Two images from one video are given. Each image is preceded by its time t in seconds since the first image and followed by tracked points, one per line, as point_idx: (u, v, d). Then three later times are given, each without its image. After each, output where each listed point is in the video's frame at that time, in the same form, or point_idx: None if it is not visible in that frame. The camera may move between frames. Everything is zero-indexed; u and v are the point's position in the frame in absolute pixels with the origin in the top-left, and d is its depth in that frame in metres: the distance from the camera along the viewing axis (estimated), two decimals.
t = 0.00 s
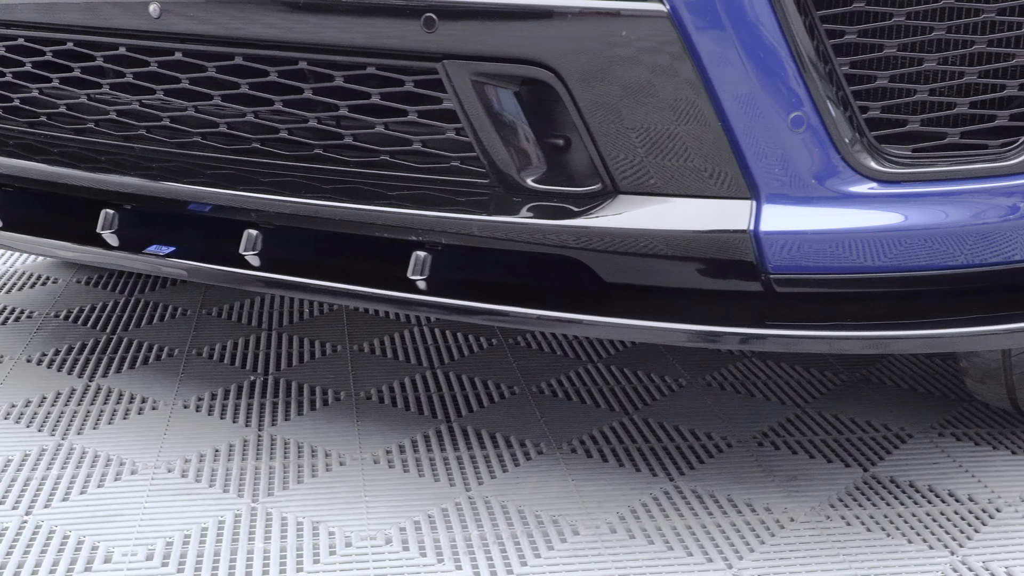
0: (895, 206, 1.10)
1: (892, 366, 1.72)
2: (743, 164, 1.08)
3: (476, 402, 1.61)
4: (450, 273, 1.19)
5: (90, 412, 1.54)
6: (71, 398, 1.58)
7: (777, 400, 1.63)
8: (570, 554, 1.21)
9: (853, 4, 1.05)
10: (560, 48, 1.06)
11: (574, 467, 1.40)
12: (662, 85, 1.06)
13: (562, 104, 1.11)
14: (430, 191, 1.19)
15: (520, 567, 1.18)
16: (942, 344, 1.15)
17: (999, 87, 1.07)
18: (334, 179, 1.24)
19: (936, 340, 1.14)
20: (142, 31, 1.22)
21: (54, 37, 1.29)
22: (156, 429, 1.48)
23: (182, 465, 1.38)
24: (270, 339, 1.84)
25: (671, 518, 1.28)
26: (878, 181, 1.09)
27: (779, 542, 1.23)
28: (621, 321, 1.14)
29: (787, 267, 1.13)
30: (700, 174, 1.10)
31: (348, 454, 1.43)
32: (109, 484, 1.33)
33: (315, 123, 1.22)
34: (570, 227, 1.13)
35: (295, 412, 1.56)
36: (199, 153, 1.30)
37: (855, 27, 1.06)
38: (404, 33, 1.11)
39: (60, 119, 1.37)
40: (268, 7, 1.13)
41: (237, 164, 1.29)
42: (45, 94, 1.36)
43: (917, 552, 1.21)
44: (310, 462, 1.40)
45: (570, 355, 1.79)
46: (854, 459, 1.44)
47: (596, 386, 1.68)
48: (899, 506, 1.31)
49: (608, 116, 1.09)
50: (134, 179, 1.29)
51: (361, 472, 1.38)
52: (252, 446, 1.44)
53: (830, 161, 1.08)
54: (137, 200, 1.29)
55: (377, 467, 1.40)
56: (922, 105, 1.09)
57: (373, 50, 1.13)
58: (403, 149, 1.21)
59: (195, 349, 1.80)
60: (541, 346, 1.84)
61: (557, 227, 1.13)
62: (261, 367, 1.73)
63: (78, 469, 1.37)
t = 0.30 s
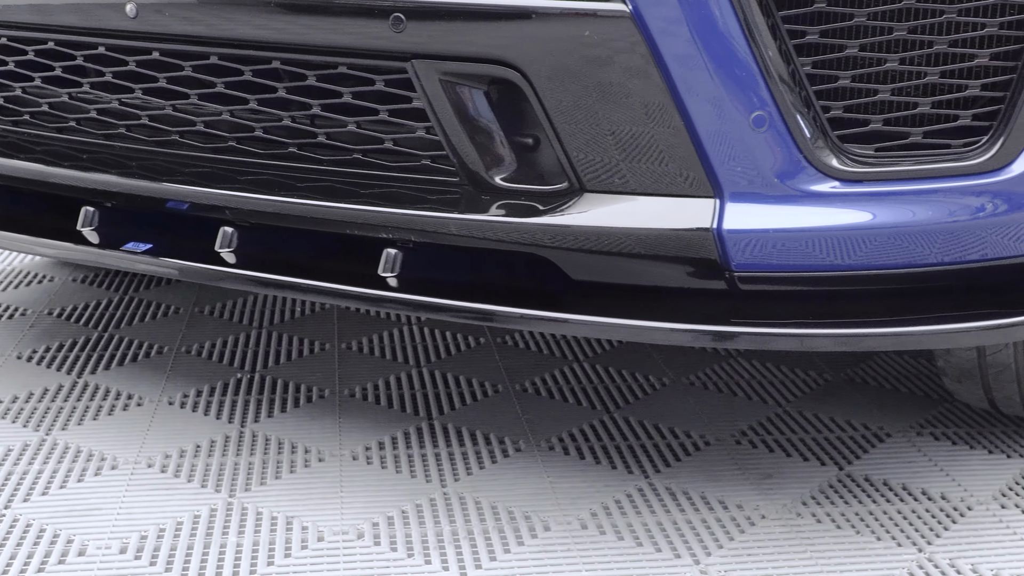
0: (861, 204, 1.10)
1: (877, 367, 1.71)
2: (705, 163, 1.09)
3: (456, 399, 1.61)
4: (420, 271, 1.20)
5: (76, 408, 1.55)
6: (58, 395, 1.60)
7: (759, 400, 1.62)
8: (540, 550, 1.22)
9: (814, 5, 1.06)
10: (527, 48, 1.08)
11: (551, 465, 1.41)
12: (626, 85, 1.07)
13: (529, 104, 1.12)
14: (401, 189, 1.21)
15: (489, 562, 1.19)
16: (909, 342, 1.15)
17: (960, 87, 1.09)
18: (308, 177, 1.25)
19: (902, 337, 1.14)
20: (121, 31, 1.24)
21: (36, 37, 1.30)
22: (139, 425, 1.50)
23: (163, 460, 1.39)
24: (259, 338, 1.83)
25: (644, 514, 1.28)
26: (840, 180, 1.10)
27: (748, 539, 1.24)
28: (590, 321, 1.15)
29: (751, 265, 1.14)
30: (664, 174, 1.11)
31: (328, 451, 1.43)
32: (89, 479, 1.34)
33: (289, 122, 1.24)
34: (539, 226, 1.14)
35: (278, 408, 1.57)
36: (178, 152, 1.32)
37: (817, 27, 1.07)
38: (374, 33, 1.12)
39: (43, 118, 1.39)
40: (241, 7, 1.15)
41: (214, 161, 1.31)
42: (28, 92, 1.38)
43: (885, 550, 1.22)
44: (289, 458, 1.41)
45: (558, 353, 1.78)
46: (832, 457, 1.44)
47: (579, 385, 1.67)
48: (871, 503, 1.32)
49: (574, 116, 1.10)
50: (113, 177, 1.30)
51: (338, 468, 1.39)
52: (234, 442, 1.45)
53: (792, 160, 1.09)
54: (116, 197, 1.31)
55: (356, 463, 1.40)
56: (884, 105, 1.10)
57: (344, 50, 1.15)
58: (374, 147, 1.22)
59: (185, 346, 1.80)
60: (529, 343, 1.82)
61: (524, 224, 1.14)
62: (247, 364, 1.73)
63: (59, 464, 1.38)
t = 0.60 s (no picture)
0: (825, 203, 1.12)
1: (862, 366, 1.71)
2: (670, 162, 1.11)
3: (439, 396, 1.60)
4: (393, 265, 1.22)
5: (62, 403, 1.57)
6: (45, 390, 1.61)
7: (741, 398, 1.61)
8: (511, 546, 1.22)
9: (778, 5, 1.07)
10: (493, 48, 1.09)
11: (530, 461, 1.41)
12: (591, 85, 1.08)
13: (498, 104, 1.13)
14: (373, 187, 1.22)
15: (458, 556, 1.20)
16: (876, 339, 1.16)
17: (923, 87, 1.11)
18: (283, 175, 1.26)
19: (867, 335, 1.15)
20: (99, 31, 1.25)
21: (18, 36, 1.32)
22: (124, 421, 1.51)
23: (145, 456, 1.41)
24: (250, 337, 1.82)
25: (618, 511, 1.29)
26: (804, 180, 1.12)
27: (718, 535, 1.24)
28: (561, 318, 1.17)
29: (716, 262, 1.15)
30: (629, 173, 1.13)
31: (309, 447, 1.44)
32: (70, 473, 1.35)
33: (264, 120, 1.25)
34: (508, 225, 1.15)
35: (262, 403, 1.58)
36: (157, 151, 1.34)
37: (781, 27, 1.08)
38: (344, 33, 1.13)
39: (27, 117, 1.41)
40: (214, 7, 1.16)
41: (192, 160, 1.32)
42: (12, 91, 1.39)
43: (853, 547, 1.22)
44: (269, 454, 1.42)
45: (547, 353, 1.76)
46: (808, 455, 1.44)
47: (564, 382, 1.66)
48: (844, 501, 1.32)
49: (540, 115, 1.12)
50: (93, 175, 1.32)
51: (318, 464, 1.39)
52: (217, 439, 1.46)
53: (755, 159, 1.11)
54: (96, 195, 1.33)
55: (335, 459, 1.41)
56: (848, 105, 1.11)
57: (315, 50, 1.16)
58: (348, 146, 1.24)
59: (175, 343, 1.79)
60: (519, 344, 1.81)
61: (492, 222, 1.16)
62: (233, 360, 1.73)
63: (42, 458, 1.39)
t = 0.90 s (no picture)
0: (790, 201, 1.13)
1: (846, 367, 1.69)
2: (637, 164, 1.12)
3: (423, 395, 1.61)
4: (369, 263, 1.23)
5: (50, 401, 1.58)
6: (34, 388, 1.62)
7: (725, 398, 1.59)
8: (482, 542, 1.23)
9: (743, 6, 1.09)
10: (461, 48, 1.10)
11: (508, 459, 1.41)
12: (557, 86, 1.10)
13: (467, 104, 1.15)
14: (347, 185, 1.23)
15: (429, 552, 1.20)
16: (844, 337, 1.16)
17: (888, 88, 1.12)
18: (259, 174, 1.28)
19: (833, 334, 1.16)
20: (80, 31, 1.27)
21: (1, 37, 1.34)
22: (110, 418, 1.52)
23: (127, 452, 1.42)
24: (240, 336, 1.82)
25: (592, 508, 1.29)
26: (769, 179, 1.13)
27: (690, 532, 1.25)
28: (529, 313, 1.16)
29: (681, 261, 1.16)
30: (595, 172, 1.14)
31: (290, 444, 1.45)
32: (52, 469, 1.37)
33: (241, 120, 1.27)
34: (476, 222, 1.17)
35: (246, 400, 1.59)
36: (138, 149, 1.35)
37: (745, 28, 1.10)
38: (316, 32, 1.15)
39: (12, 116, 1.43)
40: (190, 8, 1.18)
41: (171, 158, 1.34)
42: None
43: (822, 544, 1.22)
44: (250, 452, 1.43)
45: (534, 352, 1.76)
46: (786, 455, 1.43)
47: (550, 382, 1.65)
48: (818, 499, 1.32)
49: (508, 114, 1.13)
50: (75, 174, 1.34)
51: (297, 460, 1.40)
52: (200, 436, 1.47)
53: (720, 159, 1.12)
54: (77, 193, 1.34)
55: (314, 455, 1.42)
56: (812, 104, 1.13)
57: (288, 49, 1.18)
58: (322, 145, 1.25)
59: (166, 342, 1.80)
60: (507, 342, 1.80)
61: (461, 222, 1.17)
62: (221, 358, 1.74)
63: (26, 454, 1.41)
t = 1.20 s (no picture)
0: (758, 200, 1.15)
1: (834, 367, 1.68)
2: (609, 168, 1.13)
3: (408, 393, 1.62)
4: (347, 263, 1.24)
5: (39, 397, 1.59)
6: (25, 385, 1.64)
7: (709, 398, 1.59)
8: (457, 538, 1.23)
9: (710, 7, 1.09)
10: (433, 48, 1.11)
11: (488, 457, 1.42)
12: (526, 86, 1.11)
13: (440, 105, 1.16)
14: (324, 185, 1.25)
15: (403, 549, 1.21)
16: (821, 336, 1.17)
17: (858, 88, 1.13)
18: (238, 174, 1.29)
19: (804, 333, 1.16)
20: (62, 32, 1.29)
21: None
22: (96, 415, 1.53)
23: (111, 448, 1.43)
24: (232, 333, 1.84)
25: (568, 506, 1.30)
26: (737, 179, 1.14)
27: (664, 530, 1.25)
28: (501, 313, 1.17)
29: (650, 260, 1.18)
30: (567, 174, 1.15)
31: (273, 441, 1.46)
32: (37, 464, 1.38)
33: (220, 119, 1.28)
34: (449, 221, 1.18)
35: (233, 397, 1.60)
36: (121, 149, 1.37)
37: (713, 29, 1.10)
38: (290, 33, 1.16)
39: None
40: (168, 9, 1.19)
41: (153, 158, 1.35)
42: None
43: (795, 543, 1.23)
44: (233, 448, 1.44)
45: (521, 350, 1.76)
46: (766, 454, 1.43)
47: (535, 381, 1.65)
48: (794, 498, 1.32)
49: (480, 116, 1.14)
50: (59, 173, 1.35)
51: (279, 458, 1.41)
52: (185, 432, 1.48)
53: (688, 162, 1.13)
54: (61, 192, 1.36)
55: (296, 452, 1.43)
56: (780, 105, 1.13)
57: (264, 50, 1.19)
58: (299, 145, 1.26)
59: (157, 339, 1.81)
60: (496, 341, 1.81)
61: (436, 220, 1.18)
62: (212, 355, 1.75)
63: (12, 450, 1.42)
